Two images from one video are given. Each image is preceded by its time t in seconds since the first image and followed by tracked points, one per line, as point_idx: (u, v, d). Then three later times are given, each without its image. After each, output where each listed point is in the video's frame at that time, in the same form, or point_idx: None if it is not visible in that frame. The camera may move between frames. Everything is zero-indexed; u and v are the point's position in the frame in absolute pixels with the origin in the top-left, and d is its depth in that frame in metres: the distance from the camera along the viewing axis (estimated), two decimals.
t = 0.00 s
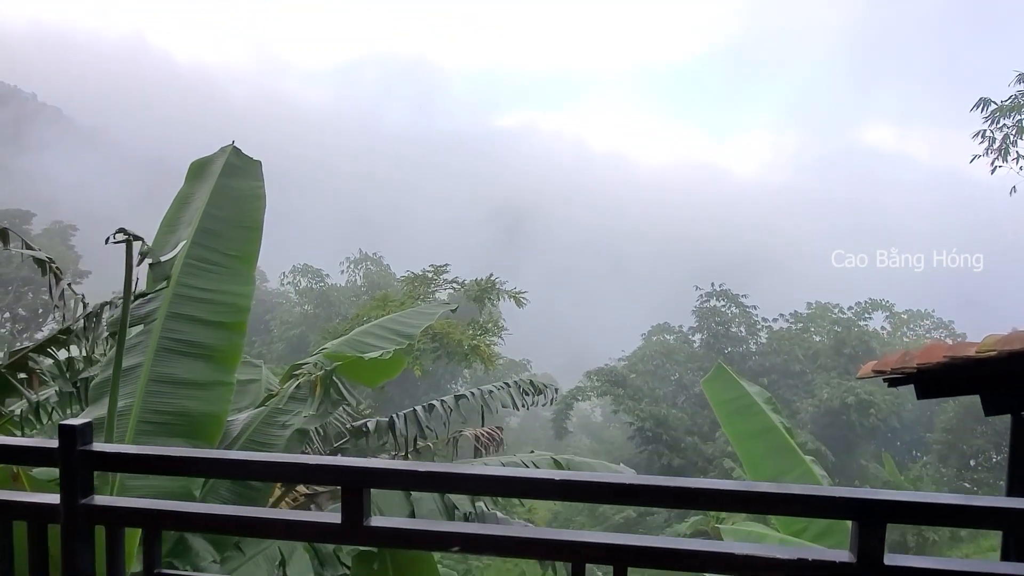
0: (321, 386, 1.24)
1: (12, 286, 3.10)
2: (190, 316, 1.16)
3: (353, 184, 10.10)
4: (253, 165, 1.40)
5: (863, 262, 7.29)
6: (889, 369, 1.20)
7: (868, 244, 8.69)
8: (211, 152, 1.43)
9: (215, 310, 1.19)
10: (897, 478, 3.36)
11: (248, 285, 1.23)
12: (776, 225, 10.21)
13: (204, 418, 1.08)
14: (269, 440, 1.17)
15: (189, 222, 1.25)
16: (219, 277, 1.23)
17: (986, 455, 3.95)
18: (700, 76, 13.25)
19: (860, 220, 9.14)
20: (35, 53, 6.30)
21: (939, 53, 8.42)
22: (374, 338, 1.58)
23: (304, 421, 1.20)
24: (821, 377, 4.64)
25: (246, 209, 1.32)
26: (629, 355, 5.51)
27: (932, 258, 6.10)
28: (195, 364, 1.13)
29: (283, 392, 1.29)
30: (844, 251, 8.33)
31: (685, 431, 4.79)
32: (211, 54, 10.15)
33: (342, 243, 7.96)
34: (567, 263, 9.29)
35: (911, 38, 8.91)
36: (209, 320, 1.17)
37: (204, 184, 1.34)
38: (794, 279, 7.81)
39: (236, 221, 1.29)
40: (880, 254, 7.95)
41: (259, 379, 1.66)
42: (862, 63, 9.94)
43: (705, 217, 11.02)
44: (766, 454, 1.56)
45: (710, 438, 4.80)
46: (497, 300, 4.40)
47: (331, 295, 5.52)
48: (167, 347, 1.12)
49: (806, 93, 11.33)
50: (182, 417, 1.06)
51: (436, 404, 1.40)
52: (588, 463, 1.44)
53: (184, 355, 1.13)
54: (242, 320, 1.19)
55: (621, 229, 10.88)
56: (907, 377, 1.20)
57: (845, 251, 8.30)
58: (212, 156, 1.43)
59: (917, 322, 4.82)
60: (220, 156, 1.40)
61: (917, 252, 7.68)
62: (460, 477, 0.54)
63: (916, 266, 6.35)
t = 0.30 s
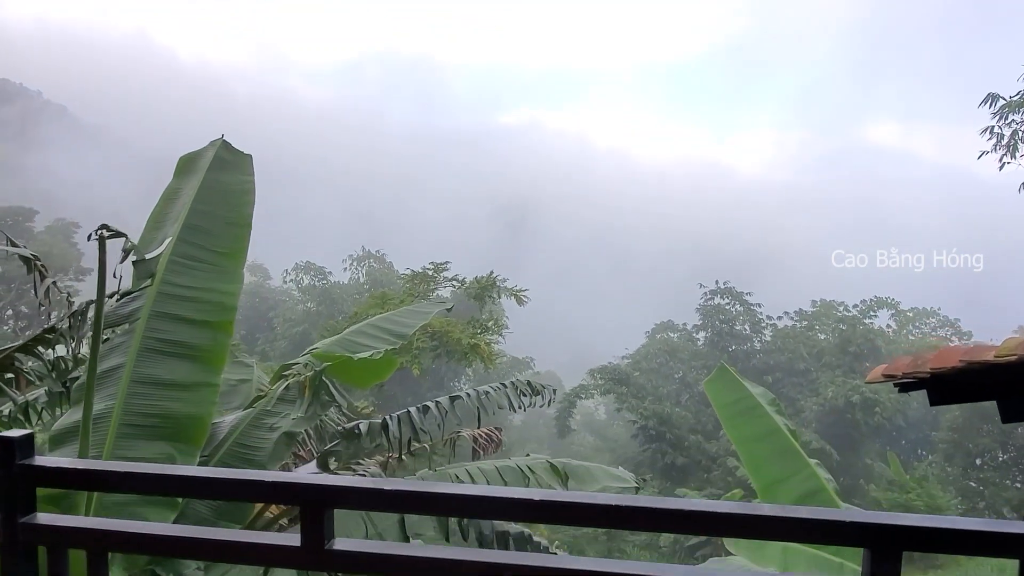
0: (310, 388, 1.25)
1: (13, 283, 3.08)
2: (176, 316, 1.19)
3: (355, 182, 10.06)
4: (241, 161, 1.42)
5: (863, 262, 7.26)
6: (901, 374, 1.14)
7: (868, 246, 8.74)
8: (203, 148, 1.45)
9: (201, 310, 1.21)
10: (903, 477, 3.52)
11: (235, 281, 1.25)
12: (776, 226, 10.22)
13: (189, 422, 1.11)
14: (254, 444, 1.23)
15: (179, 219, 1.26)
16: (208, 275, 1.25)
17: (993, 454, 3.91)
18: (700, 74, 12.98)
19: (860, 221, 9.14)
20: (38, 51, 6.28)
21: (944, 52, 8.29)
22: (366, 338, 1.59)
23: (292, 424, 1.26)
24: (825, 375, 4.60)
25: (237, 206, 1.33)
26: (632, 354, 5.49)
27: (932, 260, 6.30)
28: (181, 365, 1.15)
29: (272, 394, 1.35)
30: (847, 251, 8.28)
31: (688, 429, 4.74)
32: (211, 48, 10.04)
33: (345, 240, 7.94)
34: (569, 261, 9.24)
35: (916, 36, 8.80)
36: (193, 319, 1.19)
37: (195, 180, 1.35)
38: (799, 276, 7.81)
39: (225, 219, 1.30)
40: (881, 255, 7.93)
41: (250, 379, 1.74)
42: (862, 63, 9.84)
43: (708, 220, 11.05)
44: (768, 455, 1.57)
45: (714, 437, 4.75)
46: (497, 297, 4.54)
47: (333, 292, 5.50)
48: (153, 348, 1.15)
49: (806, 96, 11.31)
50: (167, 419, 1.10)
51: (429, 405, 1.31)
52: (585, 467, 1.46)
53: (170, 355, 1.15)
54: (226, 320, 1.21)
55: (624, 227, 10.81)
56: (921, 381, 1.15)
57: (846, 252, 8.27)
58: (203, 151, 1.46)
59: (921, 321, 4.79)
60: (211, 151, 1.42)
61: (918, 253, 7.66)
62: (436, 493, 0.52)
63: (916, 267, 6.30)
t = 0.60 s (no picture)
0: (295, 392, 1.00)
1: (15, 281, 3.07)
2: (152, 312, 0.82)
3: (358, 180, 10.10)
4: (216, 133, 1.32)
5: (863, 262, 7.59)
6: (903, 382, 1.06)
7: (865, 244, 8.62)
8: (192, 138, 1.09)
9: (178, 310, 0.83)
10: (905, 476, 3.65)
11: (223, 281, 0.88)
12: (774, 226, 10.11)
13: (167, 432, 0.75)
14: (239, 452, 0.91)
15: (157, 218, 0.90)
16: (192, 275, 0.87)
17: (999, 453, 3.89)
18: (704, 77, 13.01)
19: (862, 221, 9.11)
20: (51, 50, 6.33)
21: (955, 52, 8.24)
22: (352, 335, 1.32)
23: (277, 430, 0.96)
24: (830, 373, 4.55)
25: (223, 204, 0.96)
26: (635, 351, 5.54)
27: (932, 257, 6.59)
28: (155, 372, 0.79)
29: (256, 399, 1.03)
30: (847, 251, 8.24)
31: (692, 427, 4.71)
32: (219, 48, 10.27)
33: (348, 237, 7.96)
34: (572, 259, 9.25)
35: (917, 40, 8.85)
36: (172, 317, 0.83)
37: (179, 178, 0.98)
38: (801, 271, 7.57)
39: (207, 212, 0.93)
40: (881, 256, 7.85)
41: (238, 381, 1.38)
42: (866, 59, 9.65)
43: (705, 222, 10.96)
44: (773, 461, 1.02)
45: (717, 436, 4.68)
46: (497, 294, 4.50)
47: (336, 289, 5.52)
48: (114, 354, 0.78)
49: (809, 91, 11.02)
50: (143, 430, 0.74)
51: (422, 408, 1.12)
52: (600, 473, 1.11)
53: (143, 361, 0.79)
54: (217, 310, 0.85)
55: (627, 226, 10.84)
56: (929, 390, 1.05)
57: (847, 252, 8.23)
58: (188, 146, 1.08)
59: (930, 318, 4.71)
60: (196, 144, 1.04)
61: (915, 253, 7.63)
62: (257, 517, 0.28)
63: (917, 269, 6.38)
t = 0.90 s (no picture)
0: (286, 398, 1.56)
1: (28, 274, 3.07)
2: (140, 312, 1.37)
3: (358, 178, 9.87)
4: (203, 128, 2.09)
5: (862, 262, 6.24)
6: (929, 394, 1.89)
7: (865, 245, 6.70)
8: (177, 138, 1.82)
9: (167, 311, 1.39)
10: (909, 470, 3.78)
11: (206, 282, 1.45)
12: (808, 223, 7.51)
13: (155, 432, 1.25)
14: (228, 457, 1.53)
15: (145, 215, 1.52)
16: (182, 274, 1.46)
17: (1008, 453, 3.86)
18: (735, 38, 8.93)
19: (862, 224, 7.02)
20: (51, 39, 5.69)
21: (956, 51, 6.58)
22: (358, 341, 2.11)
23: (263, 436, 1.58)
24: (836, 372, 4.53)
25: (216, 198, 1.62)
26: (640, 349, 5.44)
27: (933, 255, 5.89)
28: (151, 373, 1.32)
29: (248, 403, 1.73)
30: (846, 249, 6.67)
31: (697, 426, 4.70)
32: None
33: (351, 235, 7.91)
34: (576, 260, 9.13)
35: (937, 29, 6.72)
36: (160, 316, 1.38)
37: (167, 172, 1.67)
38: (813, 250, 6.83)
39: (198, 212, 1.57)
40: (880, 255, 6.28)
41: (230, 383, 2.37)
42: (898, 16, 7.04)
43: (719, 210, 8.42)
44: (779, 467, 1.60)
45: (722, 434, 4.67)
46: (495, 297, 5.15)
47: (340, 287, 5.61)
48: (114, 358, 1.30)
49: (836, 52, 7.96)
50: (131, 430, 1.23)
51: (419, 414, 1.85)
52: (580, 483, 1.83)
53: (133, 363, 1.32)
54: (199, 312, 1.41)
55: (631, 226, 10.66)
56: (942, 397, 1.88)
57: (843, 249, 6.66)
58: (175, 146, 1.78)
59: (934, 317, 4.77)
60: (182, 145, 1.75)
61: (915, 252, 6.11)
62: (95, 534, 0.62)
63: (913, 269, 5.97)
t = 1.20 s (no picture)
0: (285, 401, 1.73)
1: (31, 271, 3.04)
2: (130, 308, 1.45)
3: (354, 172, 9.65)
4: (222, 146, 2.44)
5: (863, 263, 6.11)
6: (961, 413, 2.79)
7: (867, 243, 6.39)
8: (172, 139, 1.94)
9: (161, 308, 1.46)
10: (918, 471, 3.73)
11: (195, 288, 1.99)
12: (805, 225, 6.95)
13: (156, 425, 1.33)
14: (224, 463, 2.04)
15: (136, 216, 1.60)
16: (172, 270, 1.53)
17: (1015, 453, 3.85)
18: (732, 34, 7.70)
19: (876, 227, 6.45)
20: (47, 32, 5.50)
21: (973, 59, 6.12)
22: (358, 341, 2.24)
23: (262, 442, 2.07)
24: (842, 371, 4.48)
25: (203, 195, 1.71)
26: (645, 346, 5.41)
27: (932, 256, 5.88)
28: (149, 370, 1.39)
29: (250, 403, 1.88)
30: (848, 249, 6.37)
31: (703, 425, 4.65)
32: None
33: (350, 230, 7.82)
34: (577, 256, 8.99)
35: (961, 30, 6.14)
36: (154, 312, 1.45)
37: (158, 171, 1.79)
38: (823, 244, 6.55)
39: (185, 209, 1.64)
40: (880, 256, 6.10)
41: (228, 385, 2.71)
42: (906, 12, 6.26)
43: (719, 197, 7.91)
44: (791, 471, 2.16)
45: (728, 433, 4.63)
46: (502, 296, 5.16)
47: (344, 284, 5.63)
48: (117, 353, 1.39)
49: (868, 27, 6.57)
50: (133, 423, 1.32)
51: (422, 418, 1.97)
52: (586, 488, 2.11)
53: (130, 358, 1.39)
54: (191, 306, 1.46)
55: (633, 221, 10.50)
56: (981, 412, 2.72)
57: (844, 249, 6.41)
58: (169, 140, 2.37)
59: (943, 314, 4.70)
60: (177, 144, 2.36)
61: (916, 253, 6.02)
62: None
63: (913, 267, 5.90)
